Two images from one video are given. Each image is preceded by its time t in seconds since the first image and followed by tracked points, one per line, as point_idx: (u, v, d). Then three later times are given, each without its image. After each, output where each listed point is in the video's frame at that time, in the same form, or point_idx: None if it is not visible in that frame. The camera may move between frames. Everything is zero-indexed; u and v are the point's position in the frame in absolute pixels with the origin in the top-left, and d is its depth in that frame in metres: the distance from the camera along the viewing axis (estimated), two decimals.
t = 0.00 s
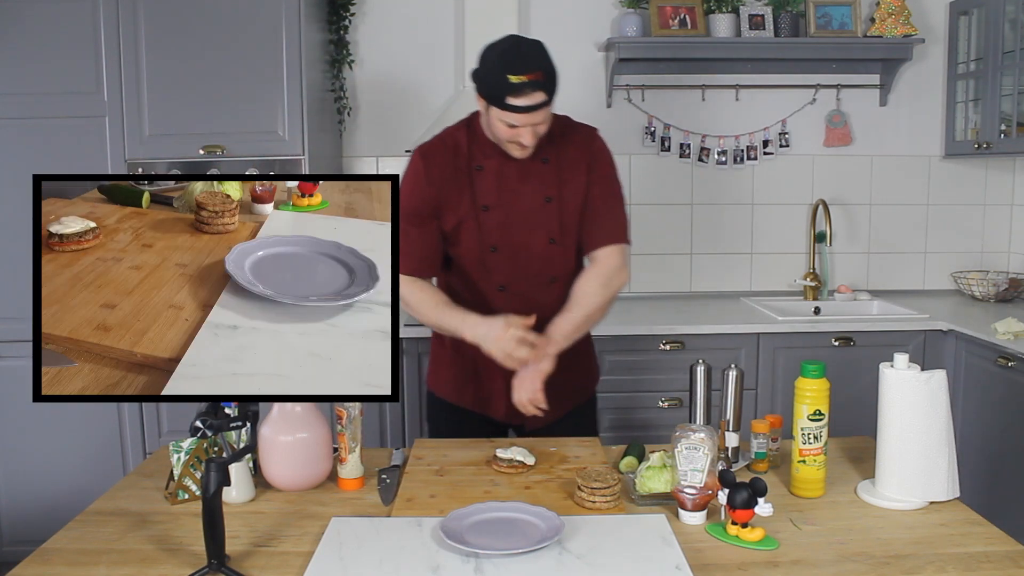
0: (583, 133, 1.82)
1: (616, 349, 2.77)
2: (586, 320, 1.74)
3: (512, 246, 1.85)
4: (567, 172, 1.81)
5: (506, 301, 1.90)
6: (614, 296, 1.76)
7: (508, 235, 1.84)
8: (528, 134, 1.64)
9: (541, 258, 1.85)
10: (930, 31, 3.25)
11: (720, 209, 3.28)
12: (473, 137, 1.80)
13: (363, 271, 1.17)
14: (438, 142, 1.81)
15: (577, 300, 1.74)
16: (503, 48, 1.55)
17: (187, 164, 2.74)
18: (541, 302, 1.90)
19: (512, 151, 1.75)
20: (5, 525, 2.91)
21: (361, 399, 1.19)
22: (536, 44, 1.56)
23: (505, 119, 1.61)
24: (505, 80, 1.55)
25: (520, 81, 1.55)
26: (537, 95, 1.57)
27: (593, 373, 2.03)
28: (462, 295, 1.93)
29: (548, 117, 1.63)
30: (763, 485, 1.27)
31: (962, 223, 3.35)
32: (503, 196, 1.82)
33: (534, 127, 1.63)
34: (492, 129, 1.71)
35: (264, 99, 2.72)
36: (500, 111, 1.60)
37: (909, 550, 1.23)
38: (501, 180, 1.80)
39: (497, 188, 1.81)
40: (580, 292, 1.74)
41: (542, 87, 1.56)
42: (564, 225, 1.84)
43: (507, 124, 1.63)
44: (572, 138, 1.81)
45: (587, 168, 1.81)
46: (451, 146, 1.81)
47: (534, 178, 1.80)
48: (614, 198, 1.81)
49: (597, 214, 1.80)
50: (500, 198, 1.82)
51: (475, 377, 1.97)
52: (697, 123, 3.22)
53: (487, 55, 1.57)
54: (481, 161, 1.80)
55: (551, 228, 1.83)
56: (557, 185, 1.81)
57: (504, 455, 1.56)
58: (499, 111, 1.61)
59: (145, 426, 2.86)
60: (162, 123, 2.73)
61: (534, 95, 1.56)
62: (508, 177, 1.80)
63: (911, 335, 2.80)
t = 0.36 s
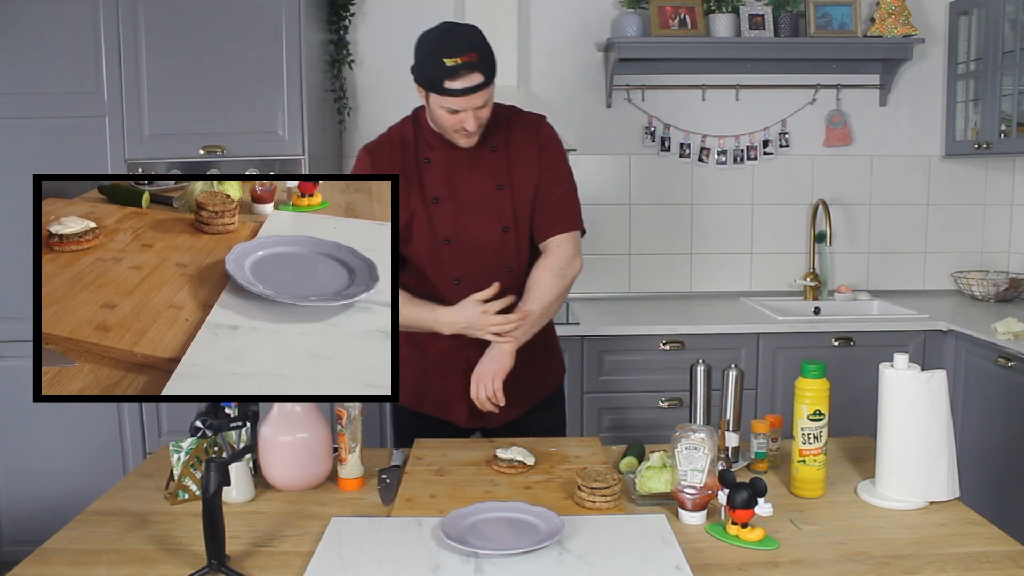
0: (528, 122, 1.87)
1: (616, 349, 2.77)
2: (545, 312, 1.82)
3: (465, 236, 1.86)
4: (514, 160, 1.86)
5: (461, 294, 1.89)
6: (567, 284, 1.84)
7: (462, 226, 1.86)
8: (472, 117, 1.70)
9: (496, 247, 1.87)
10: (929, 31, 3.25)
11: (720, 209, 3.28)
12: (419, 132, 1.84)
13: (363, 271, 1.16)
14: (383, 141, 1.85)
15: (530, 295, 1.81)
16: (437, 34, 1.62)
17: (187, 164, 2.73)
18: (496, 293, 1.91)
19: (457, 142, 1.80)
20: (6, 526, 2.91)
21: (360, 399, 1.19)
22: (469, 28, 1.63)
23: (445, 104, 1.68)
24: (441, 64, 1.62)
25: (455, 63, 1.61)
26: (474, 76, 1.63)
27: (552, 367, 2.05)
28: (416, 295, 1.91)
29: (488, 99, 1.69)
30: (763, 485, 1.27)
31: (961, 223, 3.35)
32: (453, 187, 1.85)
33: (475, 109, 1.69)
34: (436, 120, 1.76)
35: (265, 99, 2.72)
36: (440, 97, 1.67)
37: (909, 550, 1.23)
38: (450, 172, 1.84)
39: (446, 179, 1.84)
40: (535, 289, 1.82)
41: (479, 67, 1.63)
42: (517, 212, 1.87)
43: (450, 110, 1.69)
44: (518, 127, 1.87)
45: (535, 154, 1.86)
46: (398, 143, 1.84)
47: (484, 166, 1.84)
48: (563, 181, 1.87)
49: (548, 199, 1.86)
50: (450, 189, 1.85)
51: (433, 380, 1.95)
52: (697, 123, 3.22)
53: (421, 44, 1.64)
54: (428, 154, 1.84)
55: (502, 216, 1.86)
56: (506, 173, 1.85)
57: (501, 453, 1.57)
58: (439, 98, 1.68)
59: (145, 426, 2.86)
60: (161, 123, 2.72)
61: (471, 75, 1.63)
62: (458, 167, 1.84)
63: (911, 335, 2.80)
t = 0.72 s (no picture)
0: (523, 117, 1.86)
1: (617, 349, 2.77)
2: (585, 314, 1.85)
3: (467, 231, 1.80)
4: (513, 153, 1.82)
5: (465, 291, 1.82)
6: (590, 276, 1.91)
7: (463, 221, 1.80)
8: (470, 105, 1.65)
9: (500, 241, 1.82)
10: (930, 31, 3.25)
11: (720, 209, 3.28)
12: (410, 132, 1.81)
13: (363, 271, 1.17)
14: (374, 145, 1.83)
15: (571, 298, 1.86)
16: (427, 25, 1.60)
17: (187, 164, 2.73)
18: (501, 288, 1.84)
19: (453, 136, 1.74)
20: (6, 526, 2.91)
21: (360, 399, 1.19)
22: (459, 18, 1.62)
23: (442, 92, 1.63)
24: (436, 52, 1.58)
25: (451, 48, 1.58)
26: (470, 61, 1.60)
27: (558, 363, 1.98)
28: (418, 296, 1.83)
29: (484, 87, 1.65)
30: (763, 485, 1.27)
31: (961, 223, 3.35)
32: (451, 182, 1.79)
33: (474, 96, 1.64)
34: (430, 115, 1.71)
35: (264, 98, 2.72)
36: (437, 86, 1.62)
37: (909, 550, 1.23)
38: (448, 168, 1.79)
39: (445, 175, 1.79)
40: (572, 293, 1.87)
41: (474, 51, 1.60)
42: (518, 206, 1.83)
43: (448, 100, 1.64)
44: (513, 120, 1.84)
45: (534, 146, 1.84)
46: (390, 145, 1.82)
47: (483, 160, 1.80)
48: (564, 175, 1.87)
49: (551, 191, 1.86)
50: (449, 185, 1.80)
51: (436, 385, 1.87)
52: (697, 123, 3.22)
53: (411, 39, 1.62)
54: (424, 151, 1.80)
55: (505, 209, 1.81)
56: (505, 166, 1.81)
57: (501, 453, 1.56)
58: (435, 87, 1.63)
59: (145, 426, 2.86)
60: (161, 123, 2.72)
61: (467, 59, 1.59)
62: (455, 162, 1.80)
63: (911, 335, 2.80)
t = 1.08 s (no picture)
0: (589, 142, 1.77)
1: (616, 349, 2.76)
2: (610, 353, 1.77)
3: (510, 256, 1.78)
4: (569, 183, 1.75)
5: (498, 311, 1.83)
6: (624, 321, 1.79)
7: (506, 245, 1.77)
8: (522, 139, 1.55)
9: (540, 271, 1.79)
10: (930, 31, 3.25)
11: (720, 209, 3.28)
12: (473, 141, 1.73)
13: (363, 271, 1.17)
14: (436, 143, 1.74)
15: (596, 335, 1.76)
16: (501, 50, 1.49)
17: (187, 164, 2.73)
18: (534, 314, 1.84)
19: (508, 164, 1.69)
20: (6, 526, 2.91)
21: (360, 400, 1.19)
22: (533, 47, 1.50)
23: (498, 120, 1.53)
24: (499, 80, 1.48)
25: (513, 81, 1.47)
26: (532, 97, 1.48)
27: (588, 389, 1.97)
28: (455, 304, 1.86)
29: (546, 122, 1.54)
30: (763, 485, 1.27)
31: (961, 223, 3.35)
32: (503, 204, 1.74)
33: (528, 130, 1.54)
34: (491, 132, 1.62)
35: (264, 98, 2.72)
36: (494, 112, 1.52)
37: (909, 550, 1.23)
38: (502, 189, 1.73)
39: (497, 196, 1.73)
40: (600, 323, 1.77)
41: (538, 89, 1.48)
42: (565, 238, 1.78)
43: (501, 128, 1.54)
44: (578, 145, 1.75)
45: (591, 178, 1.75)
46: (450, 151, 1.72)
47: (537, 187, 1.73)
48: (619, 210, 1.78)
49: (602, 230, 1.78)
50: (500, 206, 1.74)
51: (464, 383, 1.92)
52: (697, 123, 3.22)
53: (484, 57, 1.51)
54: (482, 166, 1.72)
55: (550, 240, 1.77)
56: (559, 195, 1.74)
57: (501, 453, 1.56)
58: (492, 112, 1.53)
59: (145, 426, 2.86)
60: (162, 123, 2.73)
61: (527, 96, 1.48)
62: (510, 185, 1.73)
63: (911, 335, 2.80)
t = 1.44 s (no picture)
0: (621, 182, 1.73)
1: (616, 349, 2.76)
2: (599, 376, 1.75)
3: (529, 286, 1.80)
4: (595, 223, 1.72)
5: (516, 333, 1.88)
6: (617, 355, 1.78)
7: (526, 275, 1.78)
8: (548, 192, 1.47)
9: (558, 302, 1.82)
10: (929, 31, 3.25)
11: (720, 209, 3.28)
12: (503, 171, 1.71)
13: (363, 271, 1.17)
14: (465, 168, 1.71)
15: (586, 363, 1.74)
16: (543, 102, 1.39)
17: (187, 164, 2.73)
18: (550, 340, 1.89)
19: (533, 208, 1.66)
20: (6, 526, 2.91)
21: (361, 400, 1.19)
22: (579, 103, 1.40)
23: (528, 172, 1.45)
24: (535, 137, 1.39)
25: (550, 142, 1.37)
26: (566, 160, 1.39)
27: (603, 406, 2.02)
28: (477, 316, 1.92)
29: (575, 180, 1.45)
30: (763, 485, 1.27)
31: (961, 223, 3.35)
32: (527, 236, 1.73)
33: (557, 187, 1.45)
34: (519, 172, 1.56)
35: (264, 98, 2.72)
36: (525, 163, 1.43)
37: (909, 550, 1.23)
38: (527, 222, 1.72)
39: (521, 228, 1.72)
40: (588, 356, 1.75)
41: (573, 152, 1.38)
42: (584, 272, 1.79)
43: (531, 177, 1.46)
44: (608, 184, 1.72)
45: (617, 220, 1.73)
46: (480, 178, 1.71)
47: (561, 223, 1.72)
48: (642, 250, 1.76)
49: (620, 271, 1.76)
50: (523, 238, 1.74)
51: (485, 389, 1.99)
52: (697, 123, 3.22)
53: (527, 102, 1.41)
54: (509, 197, 1.71)
55: (570, 276, 1.78)
56: (583, 234, 1.73)
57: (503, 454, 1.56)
58: (523, 163, 1.45)
59: (145, 426, 2.86)
60: (162, 123, 2.73)
61: (562, 159, 1.39)
62: (534, 219, 1.71)
63: (911, 335, 2.80)
